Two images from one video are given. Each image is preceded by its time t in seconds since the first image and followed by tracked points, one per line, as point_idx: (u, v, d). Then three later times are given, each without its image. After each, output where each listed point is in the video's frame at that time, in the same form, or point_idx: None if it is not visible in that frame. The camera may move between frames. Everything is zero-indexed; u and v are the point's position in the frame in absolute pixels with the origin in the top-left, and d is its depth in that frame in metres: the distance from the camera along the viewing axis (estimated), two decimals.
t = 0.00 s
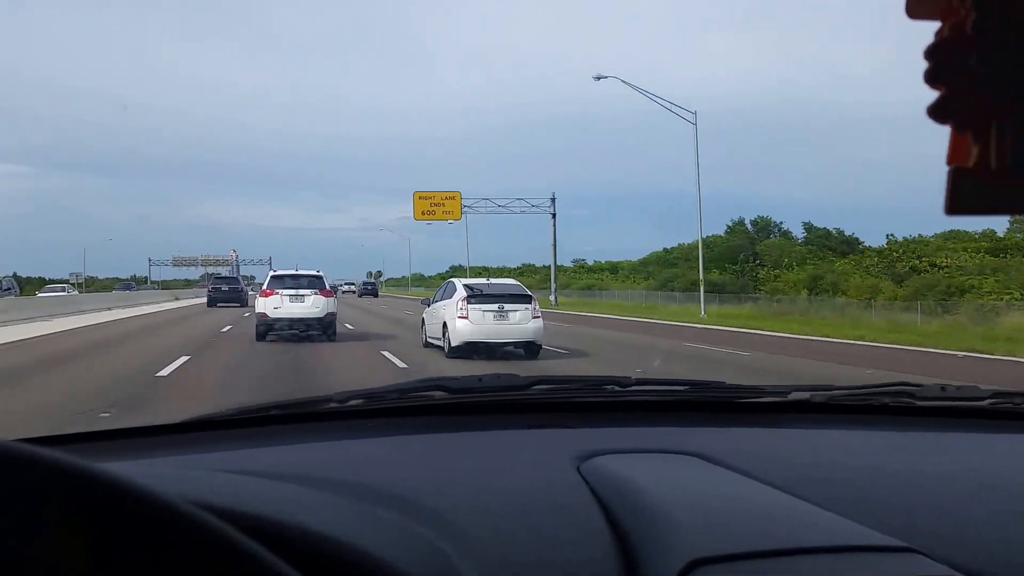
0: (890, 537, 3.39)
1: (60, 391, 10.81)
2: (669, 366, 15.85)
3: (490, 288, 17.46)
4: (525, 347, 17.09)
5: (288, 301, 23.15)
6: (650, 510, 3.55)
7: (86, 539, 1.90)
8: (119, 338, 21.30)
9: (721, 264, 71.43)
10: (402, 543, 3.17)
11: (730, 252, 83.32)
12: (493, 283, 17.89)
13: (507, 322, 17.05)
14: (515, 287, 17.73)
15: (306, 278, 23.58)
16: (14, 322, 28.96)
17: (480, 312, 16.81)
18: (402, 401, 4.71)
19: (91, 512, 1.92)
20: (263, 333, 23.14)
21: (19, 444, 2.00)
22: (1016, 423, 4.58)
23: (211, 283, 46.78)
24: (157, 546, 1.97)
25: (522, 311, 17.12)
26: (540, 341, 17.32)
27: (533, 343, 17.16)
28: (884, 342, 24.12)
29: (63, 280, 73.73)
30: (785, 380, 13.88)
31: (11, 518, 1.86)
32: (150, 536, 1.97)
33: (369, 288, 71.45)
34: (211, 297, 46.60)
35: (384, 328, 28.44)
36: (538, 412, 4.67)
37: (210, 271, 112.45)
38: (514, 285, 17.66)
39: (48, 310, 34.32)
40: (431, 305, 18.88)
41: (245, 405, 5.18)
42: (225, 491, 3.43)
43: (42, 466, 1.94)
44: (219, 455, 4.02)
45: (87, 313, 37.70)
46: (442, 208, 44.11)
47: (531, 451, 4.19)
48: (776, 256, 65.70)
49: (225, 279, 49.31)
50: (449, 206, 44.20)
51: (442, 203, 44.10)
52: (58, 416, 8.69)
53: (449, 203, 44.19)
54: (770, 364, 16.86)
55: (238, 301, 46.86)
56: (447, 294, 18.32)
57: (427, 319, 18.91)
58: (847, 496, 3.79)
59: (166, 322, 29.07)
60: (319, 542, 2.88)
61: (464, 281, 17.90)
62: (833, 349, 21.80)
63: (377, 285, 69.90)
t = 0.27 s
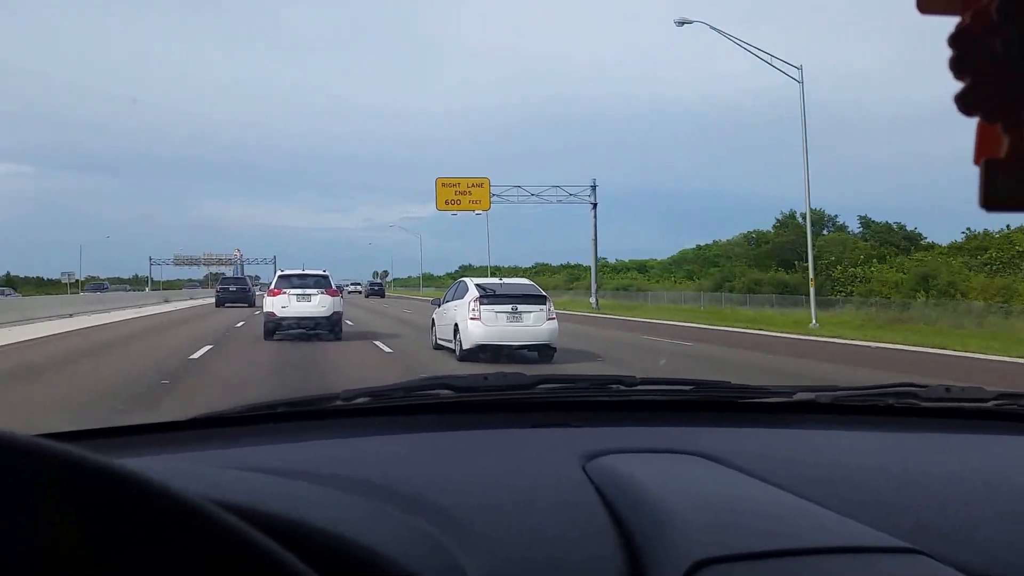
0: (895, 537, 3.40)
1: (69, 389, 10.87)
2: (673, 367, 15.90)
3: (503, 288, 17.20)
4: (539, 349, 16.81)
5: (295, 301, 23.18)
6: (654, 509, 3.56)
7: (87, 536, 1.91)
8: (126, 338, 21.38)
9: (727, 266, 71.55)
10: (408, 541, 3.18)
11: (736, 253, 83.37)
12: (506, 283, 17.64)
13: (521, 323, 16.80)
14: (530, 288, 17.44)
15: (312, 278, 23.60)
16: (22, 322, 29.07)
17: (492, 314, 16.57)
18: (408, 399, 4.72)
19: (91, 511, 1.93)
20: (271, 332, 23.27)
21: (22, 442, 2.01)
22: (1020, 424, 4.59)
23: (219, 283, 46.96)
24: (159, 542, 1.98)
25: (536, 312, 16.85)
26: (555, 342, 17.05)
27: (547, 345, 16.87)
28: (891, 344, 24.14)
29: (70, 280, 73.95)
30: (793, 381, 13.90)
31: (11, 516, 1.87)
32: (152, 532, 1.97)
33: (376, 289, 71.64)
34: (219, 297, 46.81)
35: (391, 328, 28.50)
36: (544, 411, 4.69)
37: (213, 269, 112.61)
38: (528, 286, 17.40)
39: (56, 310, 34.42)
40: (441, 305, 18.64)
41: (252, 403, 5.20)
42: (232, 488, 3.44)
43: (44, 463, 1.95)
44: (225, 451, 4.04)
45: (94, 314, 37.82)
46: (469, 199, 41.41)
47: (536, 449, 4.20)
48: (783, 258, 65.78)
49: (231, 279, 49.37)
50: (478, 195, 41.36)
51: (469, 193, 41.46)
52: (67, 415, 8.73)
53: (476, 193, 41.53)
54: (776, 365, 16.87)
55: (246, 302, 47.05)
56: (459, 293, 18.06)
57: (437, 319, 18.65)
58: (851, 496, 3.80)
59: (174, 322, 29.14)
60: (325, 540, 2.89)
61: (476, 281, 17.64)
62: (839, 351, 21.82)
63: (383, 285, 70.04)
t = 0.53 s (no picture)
0: (898, 539, 3.36)
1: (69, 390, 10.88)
2: (676, 367, 15.90)
3: (517, 288, 16.37)
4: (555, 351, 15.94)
5: (298, 300, 23.21)
6: (654, 511, 3.53)
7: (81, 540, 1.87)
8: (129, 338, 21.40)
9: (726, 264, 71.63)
10: (405, 543, 3.15)
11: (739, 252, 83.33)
12: (518, 282, 16.86)
13: (536, 324, 15.93)
14: (546, 287, 16.59)
15: (315, 278, 23.60)
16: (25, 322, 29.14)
17: (505, 314, 15.67)
18: (407, 399, 4.70)
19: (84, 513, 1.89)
20: (274, 328, 23.34)
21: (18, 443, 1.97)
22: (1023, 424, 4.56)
23: (224, 283, 47.06)
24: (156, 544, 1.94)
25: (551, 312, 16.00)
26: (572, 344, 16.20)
27: (563, 347, 16.01)
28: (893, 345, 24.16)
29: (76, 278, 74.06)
30: (797, 381, 13.92)
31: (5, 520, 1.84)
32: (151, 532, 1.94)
33: (382, 289, 71.63)
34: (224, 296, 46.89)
35: (395, 327, 28.48)
36: (544, 412, 4.66)
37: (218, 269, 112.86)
38: (542, 285, 16.51)
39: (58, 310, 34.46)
40: (452, 305, 17.89)
41: (250, 402, 5.18)
42: (229, 489, 3.41)
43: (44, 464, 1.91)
44: (225, 453, 4.02)
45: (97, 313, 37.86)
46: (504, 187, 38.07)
47: (536, 449, 4.18)
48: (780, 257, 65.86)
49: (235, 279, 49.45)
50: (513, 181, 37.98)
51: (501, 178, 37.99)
52: (66, 416, 8.73)
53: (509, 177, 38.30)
54: (780, 365, 16.86)
55: (250, 302, 47.13)
56: (469, 293, 17.20)
57: (448, 318, 17.91)
58: (852, 498, 3.77)
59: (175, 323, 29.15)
60: (322, 542, 2.86)
61: (486, 281, 16.88)
62: (841, 351, 21.85)
63: (388, 287, 69.89)
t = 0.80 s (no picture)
0: (910, 541, 3.33)
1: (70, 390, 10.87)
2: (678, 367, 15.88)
3: (531, 288, 15.63)
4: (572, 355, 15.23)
5: (300, 300, 23.21)
6: (664, 511, 3.50)
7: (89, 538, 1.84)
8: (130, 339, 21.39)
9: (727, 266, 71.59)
10: (415, 544, 3.13)
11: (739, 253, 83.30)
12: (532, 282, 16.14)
13: (551, 327, 15.14)
14: (562, 287, 15.81)
15: (317, 278, 23.59)
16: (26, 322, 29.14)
17: (519, 317, 14.96)
18: (413, 400, 4.68)
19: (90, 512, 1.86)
20: (276, 327, 23.37)
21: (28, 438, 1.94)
22: None
23: (225, 283, 47.06)
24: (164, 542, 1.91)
25: (567, 315, 15.22)
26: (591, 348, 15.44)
27: (580, 352, 15.29)
28: (895, 347, 24.11)
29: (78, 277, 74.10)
30: (801, 383, 13.89)
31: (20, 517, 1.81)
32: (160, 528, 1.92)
33: (383, 290, 71.61)
34: (224, 296, 46.89)
35: (397, 327, 28.46)
36: (551, 413, 4.64)
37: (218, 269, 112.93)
38: (557, 285, 15.81)
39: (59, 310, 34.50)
40: (463, 305, 17.14)
41: (255, 403, 5.16)
42: (237, 489, 3.39)
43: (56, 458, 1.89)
44: (230, 453, 4.00)
45: (98, 313, 37.88)
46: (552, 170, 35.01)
47: (543, 451, 4.16)
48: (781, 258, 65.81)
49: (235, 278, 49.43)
50: (559, 160, 34.65)
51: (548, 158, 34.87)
52: (67, 416, 8.72)
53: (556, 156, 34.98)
54: (783, 367, 16.83)
55: (251, 302, 47.12)
56: (479, 294, 16.54)
57: (459, 319, 17.20)
58: (862, 499, 3.75)
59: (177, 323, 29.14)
60: (333, 543, 2.83)
61: (499, 280, 16.16)
62: (843, 353, 21.80)
63: (389, 287, 69.89)
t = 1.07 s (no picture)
0: (922, 541, 3.27)
1: (71, 389, 10.84)
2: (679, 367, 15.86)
3: (546, 289, 15.26)
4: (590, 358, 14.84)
5: (301, 300, 23.20)
6: (671, 510, 3.45)
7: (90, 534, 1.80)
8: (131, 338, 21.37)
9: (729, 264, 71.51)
10: (419, 543, 3.07)
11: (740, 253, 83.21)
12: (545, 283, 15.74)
13: (568, 329, 14.79)
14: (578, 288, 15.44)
15: (319, 277, 23.57)
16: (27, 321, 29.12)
17: (534, 318, 14.61)
18: (412, 397, 4.63)
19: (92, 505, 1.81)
20: (278, 327, 23.37)
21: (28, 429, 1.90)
22: None
23: (227, 283, 47.06)
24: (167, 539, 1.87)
25: (585, 316, 14.87)
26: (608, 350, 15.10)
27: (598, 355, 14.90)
28: (898, 347, 24.05)
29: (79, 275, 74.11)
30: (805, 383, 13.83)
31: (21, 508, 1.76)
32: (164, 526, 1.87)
33: (384, 289, 71.66)
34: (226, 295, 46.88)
35: (398, 327, 28.43)
36: (554, 409, 4.59)
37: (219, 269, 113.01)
38: (575, 286, 15.44)
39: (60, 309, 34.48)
40: (474, 307, 16.72)
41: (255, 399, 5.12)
42: (238, 486, 3.34)
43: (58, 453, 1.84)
44: (229, 450, 3.95)
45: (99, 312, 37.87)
46: (609, 139, 29.78)
47: (545, 448, 4.11)
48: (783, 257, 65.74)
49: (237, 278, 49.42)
50: (618, 131, 29.67)
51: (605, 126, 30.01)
52: (67, 415, 8.68)
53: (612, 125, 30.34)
54: (786, 367, 16.77)
55: (253, 301, 47.11)
56: (492, 295, 16.18)
57: (470, 322, 16.79)
58: (872, 497, 3.69)
59: (178, 322, 29.09)
60: (337, 540, 2.78)
61: (511, 281, 15.77)
62: (844, 352, 21.79)
63: (391, 288, 69.90)
